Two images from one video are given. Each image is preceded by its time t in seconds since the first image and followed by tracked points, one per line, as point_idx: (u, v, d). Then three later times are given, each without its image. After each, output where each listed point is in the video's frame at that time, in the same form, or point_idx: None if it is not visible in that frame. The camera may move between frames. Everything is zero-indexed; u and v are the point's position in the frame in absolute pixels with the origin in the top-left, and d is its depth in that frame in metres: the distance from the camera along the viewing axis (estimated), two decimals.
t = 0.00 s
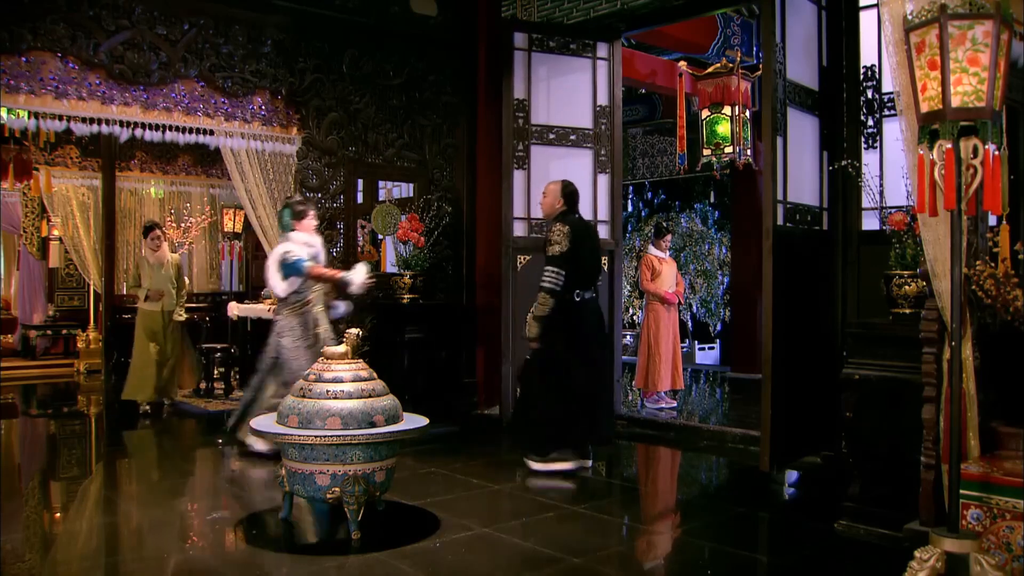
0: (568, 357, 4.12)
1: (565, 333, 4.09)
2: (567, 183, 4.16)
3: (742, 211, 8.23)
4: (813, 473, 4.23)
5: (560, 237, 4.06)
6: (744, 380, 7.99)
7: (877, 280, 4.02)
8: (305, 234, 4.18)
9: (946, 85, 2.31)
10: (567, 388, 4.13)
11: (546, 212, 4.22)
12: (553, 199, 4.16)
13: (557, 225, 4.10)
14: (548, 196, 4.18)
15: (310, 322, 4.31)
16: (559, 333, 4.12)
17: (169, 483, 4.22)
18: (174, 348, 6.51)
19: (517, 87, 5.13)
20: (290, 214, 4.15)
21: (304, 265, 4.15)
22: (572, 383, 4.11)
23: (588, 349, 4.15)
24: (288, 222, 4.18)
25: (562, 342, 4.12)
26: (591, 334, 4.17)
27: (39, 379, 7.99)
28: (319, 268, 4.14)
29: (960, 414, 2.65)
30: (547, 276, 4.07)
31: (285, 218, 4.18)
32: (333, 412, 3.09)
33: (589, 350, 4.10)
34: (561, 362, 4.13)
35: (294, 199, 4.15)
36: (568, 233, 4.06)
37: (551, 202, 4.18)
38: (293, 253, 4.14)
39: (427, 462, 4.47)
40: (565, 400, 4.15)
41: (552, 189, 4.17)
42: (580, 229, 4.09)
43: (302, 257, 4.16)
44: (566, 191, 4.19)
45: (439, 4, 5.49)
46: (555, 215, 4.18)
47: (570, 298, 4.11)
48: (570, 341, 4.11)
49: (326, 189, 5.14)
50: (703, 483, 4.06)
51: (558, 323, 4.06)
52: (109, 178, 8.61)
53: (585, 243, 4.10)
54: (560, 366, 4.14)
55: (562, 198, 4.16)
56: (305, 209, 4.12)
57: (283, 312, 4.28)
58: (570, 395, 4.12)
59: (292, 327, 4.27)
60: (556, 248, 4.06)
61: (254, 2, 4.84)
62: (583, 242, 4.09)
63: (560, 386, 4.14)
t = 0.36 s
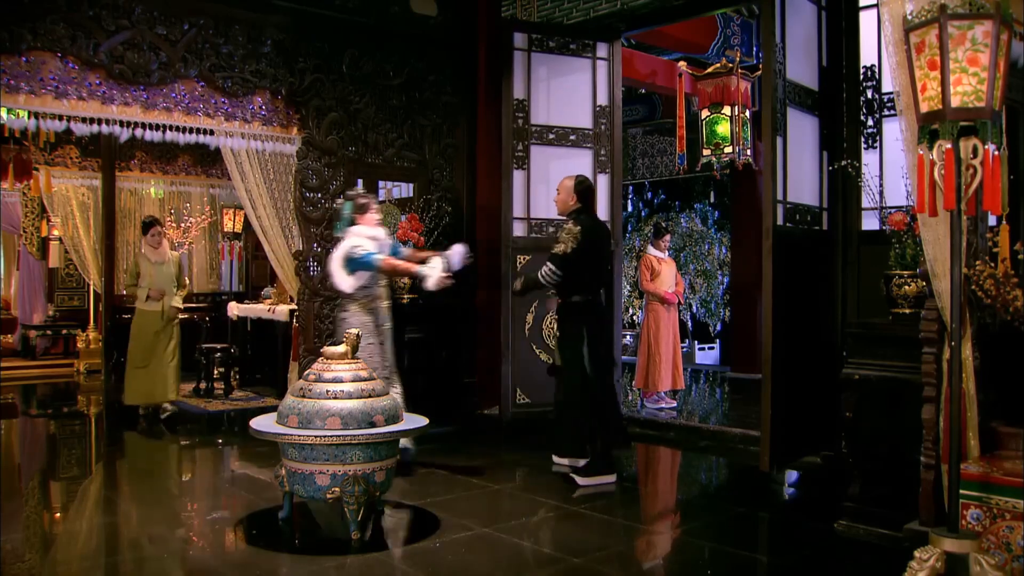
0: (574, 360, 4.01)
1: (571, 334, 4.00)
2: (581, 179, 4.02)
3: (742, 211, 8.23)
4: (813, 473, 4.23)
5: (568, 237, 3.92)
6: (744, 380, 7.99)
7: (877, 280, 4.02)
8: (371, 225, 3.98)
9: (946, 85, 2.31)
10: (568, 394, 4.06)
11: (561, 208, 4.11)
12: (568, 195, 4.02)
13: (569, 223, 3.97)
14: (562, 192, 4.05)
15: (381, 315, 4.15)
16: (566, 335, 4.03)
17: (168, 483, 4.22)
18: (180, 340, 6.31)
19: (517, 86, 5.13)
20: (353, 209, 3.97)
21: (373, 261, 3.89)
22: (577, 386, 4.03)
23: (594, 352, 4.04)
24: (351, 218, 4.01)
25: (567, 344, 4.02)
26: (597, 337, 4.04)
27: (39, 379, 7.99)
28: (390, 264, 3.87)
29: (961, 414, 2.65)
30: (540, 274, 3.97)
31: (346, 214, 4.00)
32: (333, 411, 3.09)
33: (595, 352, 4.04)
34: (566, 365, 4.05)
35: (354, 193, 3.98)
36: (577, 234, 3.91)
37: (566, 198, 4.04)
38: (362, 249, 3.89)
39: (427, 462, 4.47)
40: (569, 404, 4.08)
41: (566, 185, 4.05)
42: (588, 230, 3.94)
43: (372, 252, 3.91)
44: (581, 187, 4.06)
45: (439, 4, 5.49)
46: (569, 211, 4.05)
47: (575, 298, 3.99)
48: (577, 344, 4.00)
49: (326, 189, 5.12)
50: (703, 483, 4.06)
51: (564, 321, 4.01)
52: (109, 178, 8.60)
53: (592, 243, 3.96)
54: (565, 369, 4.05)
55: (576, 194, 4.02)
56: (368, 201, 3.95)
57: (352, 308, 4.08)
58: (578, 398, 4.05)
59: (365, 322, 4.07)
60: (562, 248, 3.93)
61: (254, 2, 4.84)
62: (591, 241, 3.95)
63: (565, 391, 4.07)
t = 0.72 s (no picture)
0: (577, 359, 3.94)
1: (575, 335, 3.93)
2: (590, 174, 3.94)
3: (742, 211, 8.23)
4: (812, 473, 4.23)
5: (572, 228, 3.83)
6: (744, 380, 7.99)
7: (877, 280, 3.99)
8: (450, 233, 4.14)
9: (946, 85, 2.31)
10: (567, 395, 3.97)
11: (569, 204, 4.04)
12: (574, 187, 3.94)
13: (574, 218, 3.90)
14: (568, 186, 3.98)
15: (447, 326, 4.17)
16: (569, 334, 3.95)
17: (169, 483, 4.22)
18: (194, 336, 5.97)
19: (517, 87, 5.13)
20: (425, 218, 4.17)
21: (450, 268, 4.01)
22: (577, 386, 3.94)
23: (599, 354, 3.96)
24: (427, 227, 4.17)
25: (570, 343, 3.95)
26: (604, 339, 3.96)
27: (38, 379, 7.99)
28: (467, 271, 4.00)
29: (960, 414, 2.65)
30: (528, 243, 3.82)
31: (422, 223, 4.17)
32: (333, 411, 3.09)
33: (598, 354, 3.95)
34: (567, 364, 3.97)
35: (428, 202, 4.16)
36: (582, 227, 3.84)
37: (572, 193, 3.97)
38: (436, 254, 4.02)
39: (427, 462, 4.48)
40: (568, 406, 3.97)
41: (574, 181, 3.96)
42: (592, 225, 3.86)
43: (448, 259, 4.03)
44: (590, 182, 3.97)
45: (439, 4, 5.49)
46: (576, 207, 3.98)
47: (581, 298, 3.92)
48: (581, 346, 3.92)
49: (326, 189, 5.13)
50: (703, 483, 4.06)
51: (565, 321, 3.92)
52: (110, 178, 8.60)
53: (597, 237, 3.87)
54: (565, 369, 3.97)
55: (584, 189, 3.94)
56: (440, 208, 4.12)
57: (419, 316, 4.17)
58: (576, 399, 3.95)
59: (428, 329, 4.14)
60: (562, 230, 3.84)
61: (254, 2, 4.83)
62: (597, 237, 3.87)
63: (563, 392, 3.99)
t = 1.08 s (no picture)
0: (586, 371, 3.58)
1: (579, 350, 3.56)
2: (568, 175, 3.65)
3: (742, 211, 8.23)
4: (812, 473, 4.24)
5: (571, 240, 3.53)
6: (744, 380, 8.00)
7: (877, 280, 4.01)
8: (494, 245, 3.83)
9: (945, 85, 2.31)
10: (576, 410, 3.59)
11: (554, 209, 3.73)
12: (558, 189, 3.66)
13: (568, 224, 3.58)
14: (553, 192, 3.68)
15: (487, 330, 3.98)
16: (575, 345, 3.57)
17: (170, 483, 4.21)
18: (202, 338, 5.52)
19: (517, 87, 5.13)
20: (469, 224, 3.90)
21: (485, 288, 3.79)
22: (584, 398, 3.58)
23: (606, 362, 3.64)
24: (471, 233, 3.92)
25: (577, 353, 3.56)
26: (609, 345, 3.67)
27: (38, 379, 7.99)
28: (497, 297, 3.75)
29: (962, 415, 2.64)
30: (535, 274, 3.62)
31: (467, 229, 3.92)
32: (333, 412, 3.09)
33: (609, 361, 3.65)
34: (571, 377, 3.59)
35: (471, 208, 3.89)
36: (581, 235, 3.54)
37: (557, 200, 3.67)
38: (475, 266, 3.79)
39: (426, 462, 4.48)
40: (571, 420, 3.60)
41: (554, 186, 3.67)
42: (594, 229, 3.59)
43: (484, 278, 3.78)
44: (570, 183, 3.67)
45: (439, 4, 5.49)
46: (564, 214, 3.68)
47: (583, 307, 3.60)
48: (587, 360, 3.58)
49: (326, 189, 5.14)
50: (703, 483, 4.06)
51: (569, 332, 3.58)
52: (110, 178, 8.60)
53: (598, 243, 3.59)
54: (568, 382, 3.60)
55: (566, 192, 3.64)
56: (485, 215, 3.83)
57: (460, 324, 3.98)
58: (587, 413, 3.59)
59: (468, 335, 3.97)
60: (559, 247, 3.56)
61: (254, 2, 4.83)
62: (596, 243, 3.58)
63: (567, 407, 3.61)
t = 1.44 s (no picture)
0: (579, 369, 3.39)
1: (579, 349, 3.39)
2: (567, 171, 3.44)
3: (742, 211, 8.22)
4: (812, 473, 4.24)
5: (564, 241, 3.35)
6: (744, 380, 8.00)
7: (876, 280, 4.00)
8: (506, 236, 3.65)
9: (944, 85, 2.30)
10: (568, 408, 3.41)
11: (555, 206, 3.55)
12: (564, 186, 3.44)
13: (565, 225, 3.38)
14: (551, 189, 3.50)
15: (511, 327, 3.77)
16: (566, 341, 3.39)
17: (169, 483, 4.21)
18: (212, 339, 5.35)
19: (517, 87, 5.13)
20: (483, 214, 3.74)
21: (497, 284, 3.65)
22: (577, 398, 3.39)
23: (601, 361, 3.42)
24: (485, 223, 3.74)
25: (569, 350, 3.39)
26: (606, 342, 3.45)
27: (38, 379, 7.98)
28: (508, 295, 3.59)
29: (961, 414, 2.64)
30: (530, 282, 3.48)
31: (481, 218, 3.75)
32: (332, 411, 3.09)
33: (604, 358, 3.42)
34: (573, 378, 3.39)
35: (487, 195, 3.72)
36: (574, 235, 3.34)
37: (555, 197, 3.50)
38: (488, 259, 3.62)
39: (426, 462, 4.48)
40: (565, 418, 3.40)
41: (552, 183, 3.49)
42: (592, 227, 3.37)
43: (496, 273, 3.63)
44: (570, 180, 3.45)
45: (438, 4, 5.49)
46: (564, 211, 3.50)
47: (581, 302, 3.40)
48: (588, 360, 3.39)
49: (326, 189, 5.14)
50: (703, 483, 4.06)
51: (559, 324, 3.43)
52: (110, 177, 8.60)
53: (595, 239, 3.38)
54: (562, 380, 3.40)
55: (565, 190, 3.45)
56: (498, 203, 3.66)
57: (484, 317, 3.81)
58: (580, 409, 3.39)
59: (490, 329, 3.78)
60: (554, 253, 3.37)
61: (254, 2, 4.84)
62: (593, 241, 3.37)
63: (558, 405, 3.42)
